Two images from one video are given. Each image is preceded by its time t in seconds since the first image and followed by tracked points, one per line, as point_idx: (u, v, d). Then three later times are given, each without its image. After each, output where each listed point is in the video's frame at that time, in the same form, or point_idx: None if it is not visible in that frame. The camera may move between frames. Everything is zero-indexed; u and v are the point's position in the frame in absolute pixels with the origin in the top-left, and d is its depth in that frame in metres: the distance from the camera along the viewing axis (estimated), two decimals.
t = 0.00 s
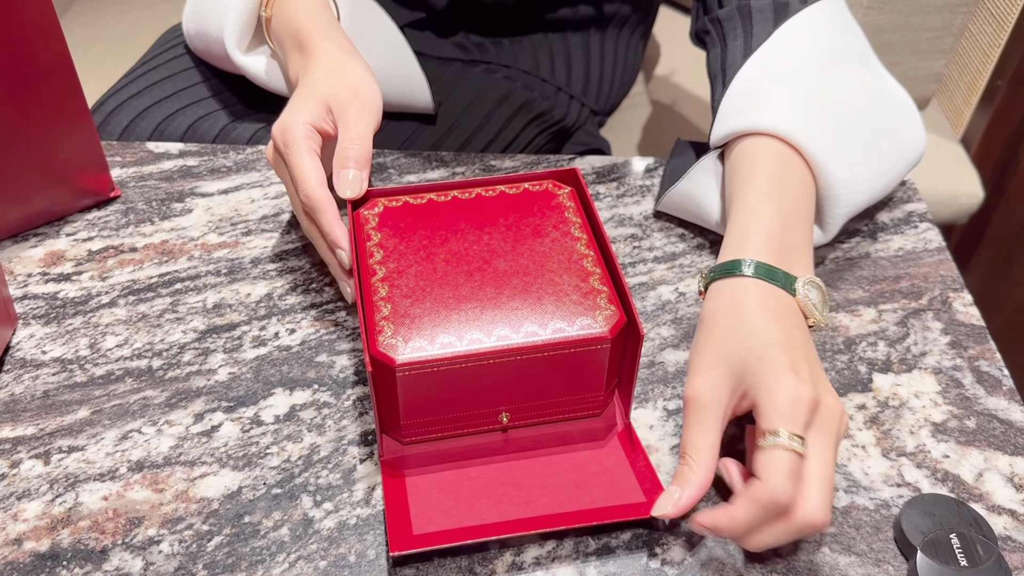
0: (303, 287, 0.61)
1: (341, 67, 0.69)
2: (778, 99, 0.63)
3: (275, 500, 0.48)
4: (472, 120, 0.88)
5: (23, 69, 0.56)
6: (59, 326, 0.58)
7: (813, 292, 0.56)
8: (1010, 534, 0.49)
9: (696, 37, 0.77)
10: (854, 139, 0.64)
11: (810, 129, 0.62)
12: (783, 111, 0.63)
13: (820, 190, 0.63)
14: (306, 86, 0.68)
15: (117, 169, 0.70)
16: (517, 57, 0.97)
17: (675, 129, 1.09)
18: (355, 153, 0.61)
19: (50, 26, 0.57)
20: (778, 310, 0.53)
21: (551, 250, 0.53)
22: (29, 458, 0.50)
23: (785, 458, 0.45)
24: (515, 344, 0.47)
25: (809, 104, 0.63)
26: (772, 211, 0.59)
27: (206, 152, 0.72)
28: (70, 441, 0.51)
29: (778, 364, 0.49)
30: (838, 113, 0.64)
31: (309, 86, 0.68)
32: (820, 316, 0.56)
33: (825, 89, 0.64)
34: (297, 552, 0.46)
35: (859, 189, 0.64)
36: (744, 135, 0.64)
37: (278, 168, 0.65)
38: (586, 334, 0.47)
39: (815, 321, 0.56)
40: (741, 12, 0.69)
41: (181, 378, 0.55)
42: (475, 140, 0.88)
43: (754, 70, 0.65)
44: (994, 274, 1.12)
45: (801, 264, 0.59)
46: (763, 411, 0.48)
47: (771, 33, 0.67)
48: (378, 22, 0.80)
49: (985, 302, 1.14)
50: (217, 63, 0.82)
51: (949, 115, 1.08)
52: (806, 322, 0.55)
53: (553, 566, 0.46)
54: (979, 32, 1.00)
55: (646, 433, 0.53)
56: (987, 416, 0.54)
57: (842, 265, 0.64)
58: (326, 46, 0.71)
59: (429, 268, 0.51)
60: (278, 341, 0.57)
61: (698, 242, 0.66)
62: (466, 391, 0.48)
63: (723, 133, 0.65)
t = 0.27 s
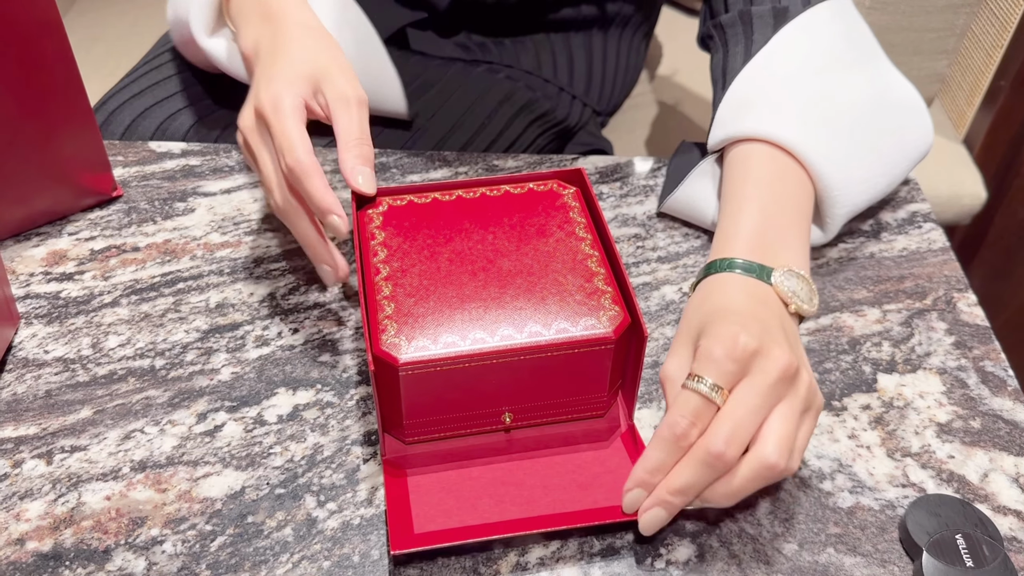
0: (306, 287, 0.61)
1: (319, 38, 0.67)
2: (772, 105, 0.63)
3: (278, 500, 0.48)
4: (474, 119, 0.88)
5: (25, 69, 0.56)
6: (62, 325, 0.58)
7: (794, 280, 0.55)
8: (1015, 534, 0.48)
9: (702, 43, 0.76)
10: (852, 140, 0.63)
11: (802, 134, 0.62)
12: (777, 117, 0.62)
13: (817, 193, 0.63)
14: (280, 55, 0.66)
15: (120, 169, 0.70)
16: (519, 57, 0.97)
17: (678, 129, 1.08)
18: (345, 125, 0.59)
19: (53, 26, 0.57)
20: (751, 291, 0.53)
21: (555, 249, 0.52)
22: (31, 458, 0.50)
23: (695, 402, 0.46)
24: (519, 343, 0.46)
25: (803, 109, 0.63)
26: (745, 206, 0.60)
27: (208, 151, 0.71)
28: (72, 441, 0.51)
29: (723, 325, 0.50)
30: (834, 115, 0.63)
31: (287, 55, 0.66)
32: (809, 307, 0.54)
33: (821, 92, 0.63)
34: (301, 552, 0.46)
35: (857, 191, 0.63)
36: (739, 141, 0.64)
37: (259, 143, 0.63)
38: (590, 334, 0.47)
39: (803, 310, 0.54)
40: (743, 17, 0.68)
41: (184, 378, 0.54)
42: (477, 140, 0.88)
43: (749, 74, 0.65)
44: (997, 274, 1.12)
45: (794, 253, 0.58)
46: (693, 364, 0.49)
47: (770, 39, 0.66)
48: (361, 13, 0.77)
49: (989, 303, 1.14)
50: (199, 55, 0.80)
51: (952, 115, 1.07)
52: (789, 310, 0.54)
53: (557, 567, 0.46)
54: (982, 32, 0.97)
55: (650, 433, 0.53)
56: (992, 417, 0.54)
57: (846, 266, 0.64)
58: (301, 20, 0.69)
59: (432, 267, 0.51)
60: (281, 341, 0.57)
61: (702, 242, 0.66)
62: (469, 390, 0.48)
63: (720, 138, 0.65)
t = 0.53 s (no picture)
0: (307, 288, 0.61)
1: None
2: (774, 92, 0.64)
3: (279, 500, 0.48)
4: (475, 120, 0.88)
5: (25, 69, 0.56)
6: (63, 326, 0.57)
7: (794, 264, 0.58)
8: (1017, 535, 0.48)
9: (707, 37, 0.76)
10: (855, 127, 0.64)
11: (805, 121, 0.63)
12: (779, 105, 0.64)
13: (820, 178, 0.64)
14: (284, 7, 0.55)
15: (120, 169, 0.69)
16: (520, 57, 0.97)
17: (680, 129, 1.07)
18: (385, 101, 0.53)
19: (54, 27, 0.56)
20: (751, 276, 0.56)
21: (557, 250, 0.52)
22: (32, 458, 0.50)
23: (691, 393, 0.49)
24: (520, 344, 0.46)
25: (806, 96, 0.64)
26: (749, 189, 0.62)
27: (209, 151, 0.71)
28: (72, 441, 0.51)
29: (716, 313, 0.53)
30: (837, 102, 0.64)
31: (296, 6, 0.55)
32: (808, 289, 0.58)
33: (824, 79, 0.64)
34: (302, 553, 0.46)
35: (860, 177, 0.64)
36: (742, 130, 0.66)
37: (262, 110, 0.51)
38: (592, 334, 0.47)
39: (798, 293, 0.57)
40: (746, 12, 0.69)
41: (184, 378, 0.54)
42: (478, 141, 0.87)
43: (751, 64, 0.66)
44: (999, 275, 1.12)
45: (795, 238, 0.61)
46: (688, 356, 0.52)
47: (773, 31, 0.67)
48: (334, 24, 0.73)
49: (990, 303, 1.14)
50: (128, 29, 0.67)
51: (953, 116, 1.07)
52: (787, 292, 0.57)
53: (558, 568, 0.46)
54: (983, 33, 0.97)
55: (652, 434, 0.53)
56: (994, 418, 0.54)
57: (847, 266, 0.64)
58: None
59: (434, 268, 0.51)
60: (281, 341, 0.57)
61: (703, 242, 0.66)
62: (470, 391, 0.48)
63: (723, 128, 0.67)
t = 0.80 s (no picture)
0: (306, 288, 0.61)
1: None
2: (773, 89, 0.65)
3: (278, 500, 0.48)
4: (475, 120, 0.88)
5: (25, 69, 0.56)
6: (62, 325, 0.57)
7: (794, 260, 0.59)
8: (1016, 536, 0.49)
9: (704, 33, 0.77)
10: (850, 121, 0.65)
11: (801, 114, 0.64)
12: (779, 101, 0.64)
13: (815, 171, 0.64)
14: (399, 11, 0.58)
15: (120, 169, 0.69)
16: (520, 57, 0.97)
17: (679, 129, 1.07)
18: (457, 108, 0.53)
19: (55, 26, 0.56)
20: (751, 273, 0.57)
21: (556, 250, 0.52)
22: (31, 458, 0.50)
23: (688, 397, 0.49)
24: (519, 344, 0.46)
25: (803, 91, 0.64)
26: (748, 183, 0.63)
27: (210, 151, 0.72)
28: (71, 441, 0.51)
29: (714, 318, 0.54)
30: (832, 96, 0.65)
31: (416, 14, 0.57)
32: (807, 287, 0.58)
33: (821, 73, 0.65)
34: (301, 553, 0.46)
35: (855, 171, 0.65)
36: (738, 123, 0.66)
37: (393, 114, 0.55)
38: (591, 335, 0.47)
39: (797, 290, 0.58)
40: (743, 7, 0.70)
41: (184, 378, 0.54)
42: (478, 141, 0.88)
43: (747, 57, 0.67)
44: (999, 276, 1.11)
45: (794, 232, 0.61)
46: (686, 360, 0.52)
47: (770, 27, 0.67)
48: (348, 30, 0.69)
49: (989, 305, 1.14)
50: (165, 23, 0.61)
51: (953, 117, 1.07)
52: (785, 288, 0.58)
53: (557, 568, 0.46)
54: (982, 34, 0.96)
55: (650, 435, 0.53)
56: (993, 418, 0.54)
57: (847, 266, 0.64)
58: None
59: (432, 267, 0.51)
60: (281, 341, 0.57)
61: (702, 243, 0.66)
62: (469, 391, 0.48)
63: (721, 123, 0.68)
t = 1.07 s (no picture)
0: (305, 289, 0.61)
1: None
2: (771, 92, 0.65)
3: (277, 501, 0.48)
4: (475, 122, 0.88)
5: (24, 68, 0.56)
6: (61, 326, 0.57)
7: (792, 264, 0.59)
8: (1015, 537, 0.49)
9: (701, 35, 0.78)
10: (849, 125, 0.65)
11: (799, 117, 0.64)
12: (777, 105, 0.64)
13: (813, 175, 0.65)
14: (434, 6, 0.56)
15: (119, 170, 0.69)
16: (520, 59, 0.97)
17: (679, 130, 1.07)
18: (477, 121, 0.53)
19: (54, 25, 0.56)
20: (750, 279, 0.58)
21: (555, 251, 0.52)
22: (30, 459, 0.50)
23: (686, 407, 0.49)
24: (518, 346, 0.46)
25: (801, 94, 0.64)
26: (747, 186, 0.63)
27: (209, 152, 0.72)
28: (71, 442, 0.51)
29: (713, 325, 0.54)
30: (831, 100, 0.65)
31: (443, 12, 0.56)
32: (805, 291, 0.59)
33: (819, 77, 0.65)
34: (300, 555, 0.46)
35: (853, 175, 0.65)
36: (735, 127, 0.66)
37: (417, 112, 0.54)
38: (590, 336, 0.47)
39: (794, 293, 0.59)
40: (740, 10, 0.70)
41: (183, 379, 0.54)
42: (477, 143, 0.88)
43: (744, 61, 0.67)
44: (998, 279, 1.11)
45: (792, 237, 0.62)
46: (685, 368, 0.52)
47: (766, 29, 0.68)
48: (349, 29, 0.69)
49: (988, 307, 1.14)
50: (174, 7, 0.59)
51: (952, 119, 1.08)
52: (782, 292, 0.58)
53: (556, 570, 0.46)
54: (981, 37, 1.00)
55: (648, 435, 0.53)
56: (992, 420, 0.54)
57: (846, 268, 0.64)
58: None
59: (432, 268, 0.50)
60: (280, 342, 0.57)
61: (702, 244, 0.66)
62: (468, 392, 0.48)
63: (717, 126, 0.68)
